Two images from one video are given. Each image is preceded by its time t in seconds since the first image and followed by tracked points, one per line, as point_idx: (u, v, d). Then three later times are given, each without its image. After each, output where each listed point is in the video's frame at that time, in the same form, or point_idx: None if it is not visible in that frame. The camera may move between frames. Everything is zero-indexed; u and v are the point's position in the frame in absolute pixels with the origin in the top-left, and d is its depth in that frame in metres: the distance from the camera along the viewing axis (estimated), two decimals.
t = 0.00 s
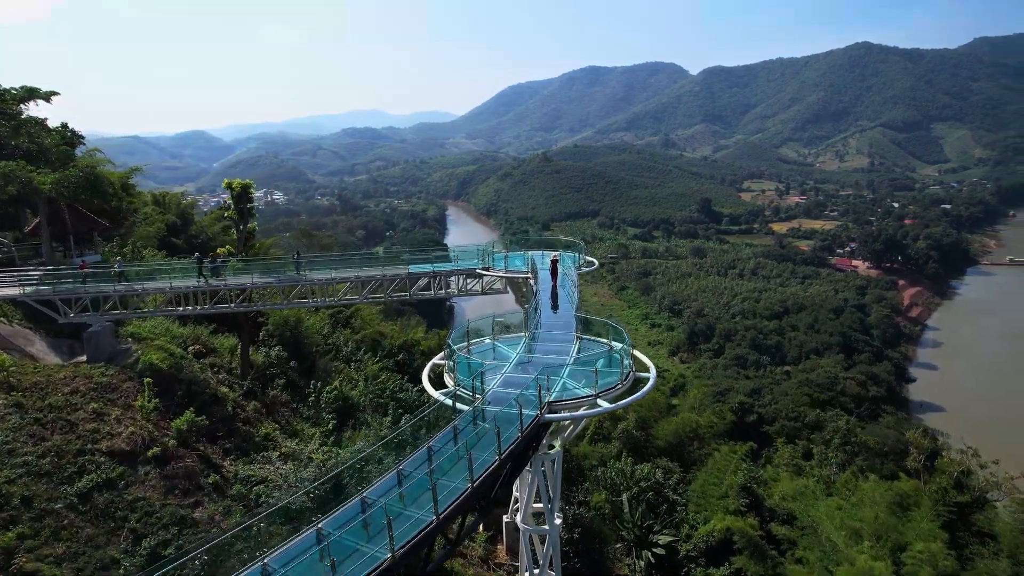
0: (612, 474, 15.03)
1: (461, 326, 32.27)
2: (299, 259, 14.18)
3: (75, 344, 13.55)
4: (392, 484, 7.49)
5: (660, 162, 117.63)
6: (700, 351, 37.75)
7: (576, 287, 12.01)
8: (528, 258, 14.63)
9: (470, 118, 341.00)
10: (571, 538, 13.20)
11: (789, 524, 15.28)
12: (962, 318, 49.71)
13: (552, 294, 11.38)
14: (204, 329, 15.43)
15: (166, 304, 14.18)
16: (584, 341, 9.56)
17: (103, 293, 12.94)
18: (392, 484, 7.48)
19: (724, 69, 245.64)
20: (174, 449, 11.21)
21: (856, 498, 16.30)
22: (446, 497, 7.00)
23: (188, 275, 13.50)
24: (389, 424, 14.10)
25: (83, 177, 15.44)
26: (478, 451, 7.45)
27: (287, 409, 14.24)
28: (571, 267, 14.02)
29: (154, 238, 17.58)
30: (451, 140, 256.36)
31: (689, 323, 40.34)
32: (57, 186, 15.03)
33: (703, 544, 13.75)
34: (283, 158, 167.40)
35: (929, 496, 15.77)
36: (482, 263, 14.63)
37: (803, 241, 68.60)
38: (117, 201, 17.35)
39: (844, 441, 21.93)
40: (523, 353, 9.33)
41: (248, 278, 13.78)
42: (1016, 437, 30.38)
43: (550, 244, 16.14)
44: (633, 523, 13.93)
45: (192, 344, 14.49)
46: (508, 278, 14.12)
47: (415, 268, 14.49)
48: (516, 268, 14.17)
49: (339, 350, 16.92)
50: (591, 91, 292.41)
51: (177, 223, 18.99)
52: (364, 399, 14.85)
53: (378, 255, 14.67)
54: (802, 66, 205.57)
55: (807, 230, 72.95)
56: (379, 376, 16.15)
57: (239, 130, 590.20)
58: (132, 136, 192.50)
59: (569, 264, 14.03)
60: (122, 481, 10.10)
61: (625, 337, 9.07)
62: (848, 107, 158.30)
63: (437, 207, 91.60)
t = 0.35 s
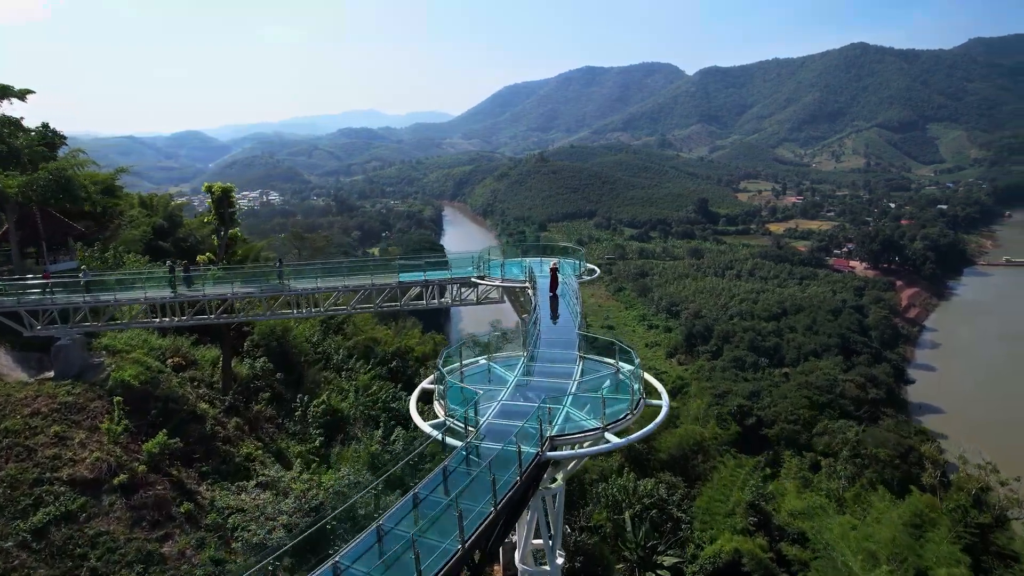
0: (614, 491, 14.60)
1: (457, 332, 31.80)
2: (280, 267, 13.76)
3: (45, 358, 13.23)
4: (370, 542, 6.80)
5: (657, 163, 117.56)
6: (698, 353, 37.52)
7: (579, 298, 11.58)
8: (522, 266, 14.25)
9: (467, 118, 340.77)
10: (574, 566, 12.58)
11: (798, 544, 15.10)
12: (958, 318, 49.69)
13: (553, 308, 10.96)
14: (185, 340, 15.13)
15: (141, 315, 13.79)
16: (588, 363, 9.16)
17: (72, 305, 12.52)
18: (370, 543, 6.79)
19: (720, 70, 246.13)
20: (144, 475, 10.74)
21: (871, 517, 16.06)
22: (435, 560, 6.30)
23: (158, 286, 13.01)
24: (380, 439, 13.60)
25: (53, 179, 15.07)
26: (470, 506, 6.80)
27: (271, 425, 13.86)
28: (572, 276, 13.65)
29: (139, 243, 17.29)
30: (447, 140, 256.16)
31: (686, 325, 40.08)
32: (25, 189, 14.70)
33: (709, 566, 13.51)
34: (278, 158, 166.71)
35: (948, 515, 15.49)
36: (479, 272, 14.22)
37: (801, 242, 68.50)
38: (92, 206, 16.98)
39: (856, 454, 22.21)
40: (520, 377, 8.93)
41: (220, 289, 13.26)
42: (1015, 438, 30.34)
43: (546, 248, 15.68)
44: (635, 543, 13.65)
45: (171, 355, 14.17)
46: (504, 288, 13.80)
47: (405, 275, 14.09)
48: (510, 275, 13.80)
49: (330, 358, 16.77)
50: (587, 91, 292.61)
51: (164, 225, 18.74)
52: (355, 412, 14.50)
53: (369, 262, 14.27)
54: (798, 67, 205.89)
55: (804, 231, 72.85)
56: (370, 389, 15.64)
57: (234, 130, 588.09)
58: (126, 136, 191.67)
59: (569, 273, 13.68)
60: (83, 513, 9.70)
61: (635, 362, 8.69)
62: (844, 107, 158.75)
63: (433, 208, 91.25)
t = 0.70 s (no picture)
0: (613, 507, 13.92)
1: (454, 336, 31.45)
2: (264, 277, 13.35)
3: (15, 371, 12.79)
4: None
5: (654, 163, 117.51)
6: (696, 355, 37.26)
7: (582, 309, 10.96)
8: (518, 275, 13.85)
9: (464, 118, 340.66)
10: None
11: (809, 564, 14.75)
12: (956, 319, 49.61)
13: (553, 326, 10.36)
14: (165, 352, 14.69)
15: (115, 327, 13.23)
16: (592, 388, 8.58)
17: (40, 316, 11.98)
18: None
19: (716, 70, 246.63)
20: (113, 501, 10.00)
21: (885, 536, 15.81)
22: None
23: (132, 295, 12.53)
24: (371, 453, 13.42)
25: (20, 182, 14.10)
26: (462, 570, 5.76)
27: (255, 441, 13.40)
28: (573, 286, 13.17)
29: (124, 247, 17.04)
30: (443, 141, 256.04)
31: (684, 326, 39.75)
32: None
33: None
34: (274, 158, 166.14)
35: (969, 535, 15.40)
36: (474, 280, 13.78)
37: (798, 242, 68.37)
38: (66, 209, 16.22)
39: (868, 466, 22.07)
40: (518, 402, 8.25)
41: (196, 299, 12.75)
42: (1014, 438, 30.20)
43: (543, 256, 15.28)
44: (639, 562, 12.95)
45: (149, 367, 13.71)
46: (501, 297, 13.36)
47: (395, 284, 13.75)
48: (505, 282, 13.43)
49: (323, 364, 16.55)
50: (584, 91, 292.92)
51: (151, 227, 18.65)
52: (346, 425, 14.20)
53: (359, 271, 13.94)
54: (794, 68, 206.30)
55: (801, 231, 72.75)
56: (362, 401, 15.35)
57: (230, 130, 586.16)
58: (122, 136, 191.36)
59: (570, 282, 13.21)
60: (41, 548, 8.96)
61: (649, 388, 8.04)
62: (840, 108, 159.14)
63: (430, 209, 90.96)
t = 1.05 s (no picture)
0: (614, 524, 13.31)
1: (451, 342, 31.08)
2: (243, 288, 12.64)
3: None
4: None
5: (651, 163, 117.36)
6: (694, 356, 36.99)
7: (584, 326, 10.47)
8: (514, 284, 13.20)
9: (460, 119, 340.26)
10: None
11: None
12: (953, 320, 49.51)
13: (554, 345, 9.85)
14: (141, 365, 13.82)
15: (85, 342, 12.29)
16: (599, 422, 8.08)
17: None
18: None
19: (712, 70, 246.93)
20: (71, 538, 8.92)
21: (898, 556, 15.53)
22: None
23: (98, 309, 11.69)
24: (361, 470, 13.23)
25: None
26: None
27: (236, 460, 12.64)
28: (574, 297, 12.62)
29: (107, 251, 16.66)
30: (439, 141, 255.64)
31: (682, 327, 39.48)
32: None
33: None
34: (270, 158, 165.39)
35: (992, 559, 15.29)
36: (469, 292, 13.08)
37: (795, 242, 68.21)
38: (33, 214, 15.53)
39: (879, 479, 21.52)
40: (517, 438, 7.70)
41: (169, 312, 11.97)
42: (1015, 440, 30.02)
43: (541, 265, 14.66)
44: None
45: (124, 383, 12.82)
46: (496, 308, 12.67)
47: (384, 294, 13.14)
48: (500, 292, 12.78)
49: (314, 372, 16.16)
50: (580, 91, 292.92)
51: (138, 231, 18.28)
52: (335, 440, 13.80)
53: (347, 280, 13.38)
54: (791, 68, 206.34)
55: (798, 231, 72.56)
56: (353, 412, 15.01)
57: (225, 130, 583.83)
58: (116, 136, 190.29)
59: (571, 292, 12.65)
60: None
61: (668, 425, 7.60)
62: (836, 109, 159.42)
63: (426, 209, 90.53)
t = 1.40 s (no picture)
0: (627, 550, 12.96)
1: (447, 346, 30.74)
2: (221, 298, 12.20)
3: None
4: None
5: (648, 163, 117.24)
6: (692, 358, 36.71)
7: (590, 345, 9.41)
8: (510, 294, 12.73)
9: (457, 119, 340.12)
10: None
11: None
12: (953, 320, 49.27)
13: (555, 367, 8.72)
14: (118, 377, 13.19)
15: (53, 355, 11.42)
16: (608, 457, 6.81)
17: None
18: None
19: (709, 70, 247.42)
20: None
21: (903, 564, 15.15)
22: None
23: (63, 322, 10.99)
24: (351, 488, 12.91)
25: None
26: None
27: (218, 479, 12.00)
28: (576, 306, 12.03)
29: (91, 255, 16.42)
30: (436, 142, 255.55)
31: (680, 329, 39.22)
32: None
33: None
34: (266, 158, 164.98)
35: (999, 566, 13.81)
36: (464, 301, 12.52)
37: (793, 243, 68.04)
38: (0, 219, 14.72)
39: (892, 493, 20.70)
40: (516, 477, 6.34)
41: (141, 324, 11.38)
42: (1017, 443, 29.70)
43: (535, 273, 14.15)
44: None
45: (97, 399, 12.14)
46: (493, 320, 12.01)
47: (374, 303, 12.65)
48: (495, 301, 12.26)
49: (305, 381, 15.85)
50: (577, 92, 293.09)
51: (124, 233, 17.90)
52: (325, 453, 13.46)
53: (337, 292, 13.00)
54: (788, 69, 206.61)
55: (795, 232, 72.40)
56: (343, 421, 14.69)
57: (222, 130, 582.01)
58: (113, 137, 189.60)
59: (573, 301, 12.03)
60: None
61: (688, 463, 6.43)
62: (832, 109, 159.71)
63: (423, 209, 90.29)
